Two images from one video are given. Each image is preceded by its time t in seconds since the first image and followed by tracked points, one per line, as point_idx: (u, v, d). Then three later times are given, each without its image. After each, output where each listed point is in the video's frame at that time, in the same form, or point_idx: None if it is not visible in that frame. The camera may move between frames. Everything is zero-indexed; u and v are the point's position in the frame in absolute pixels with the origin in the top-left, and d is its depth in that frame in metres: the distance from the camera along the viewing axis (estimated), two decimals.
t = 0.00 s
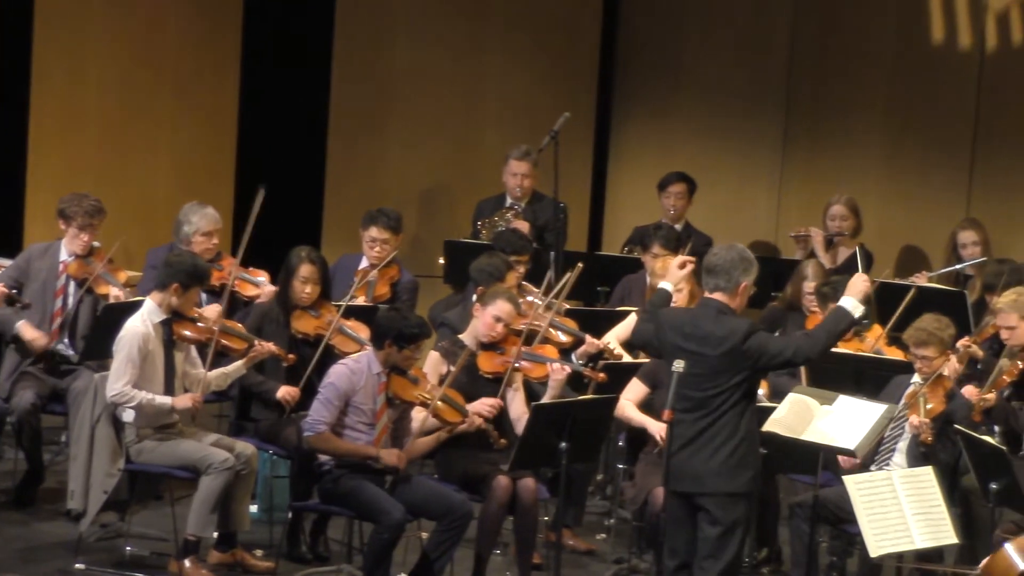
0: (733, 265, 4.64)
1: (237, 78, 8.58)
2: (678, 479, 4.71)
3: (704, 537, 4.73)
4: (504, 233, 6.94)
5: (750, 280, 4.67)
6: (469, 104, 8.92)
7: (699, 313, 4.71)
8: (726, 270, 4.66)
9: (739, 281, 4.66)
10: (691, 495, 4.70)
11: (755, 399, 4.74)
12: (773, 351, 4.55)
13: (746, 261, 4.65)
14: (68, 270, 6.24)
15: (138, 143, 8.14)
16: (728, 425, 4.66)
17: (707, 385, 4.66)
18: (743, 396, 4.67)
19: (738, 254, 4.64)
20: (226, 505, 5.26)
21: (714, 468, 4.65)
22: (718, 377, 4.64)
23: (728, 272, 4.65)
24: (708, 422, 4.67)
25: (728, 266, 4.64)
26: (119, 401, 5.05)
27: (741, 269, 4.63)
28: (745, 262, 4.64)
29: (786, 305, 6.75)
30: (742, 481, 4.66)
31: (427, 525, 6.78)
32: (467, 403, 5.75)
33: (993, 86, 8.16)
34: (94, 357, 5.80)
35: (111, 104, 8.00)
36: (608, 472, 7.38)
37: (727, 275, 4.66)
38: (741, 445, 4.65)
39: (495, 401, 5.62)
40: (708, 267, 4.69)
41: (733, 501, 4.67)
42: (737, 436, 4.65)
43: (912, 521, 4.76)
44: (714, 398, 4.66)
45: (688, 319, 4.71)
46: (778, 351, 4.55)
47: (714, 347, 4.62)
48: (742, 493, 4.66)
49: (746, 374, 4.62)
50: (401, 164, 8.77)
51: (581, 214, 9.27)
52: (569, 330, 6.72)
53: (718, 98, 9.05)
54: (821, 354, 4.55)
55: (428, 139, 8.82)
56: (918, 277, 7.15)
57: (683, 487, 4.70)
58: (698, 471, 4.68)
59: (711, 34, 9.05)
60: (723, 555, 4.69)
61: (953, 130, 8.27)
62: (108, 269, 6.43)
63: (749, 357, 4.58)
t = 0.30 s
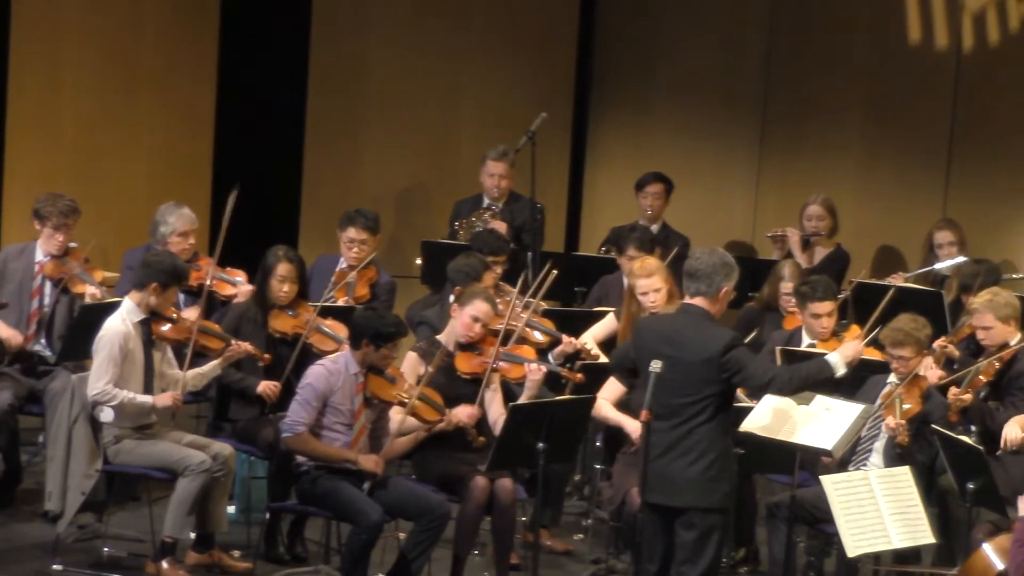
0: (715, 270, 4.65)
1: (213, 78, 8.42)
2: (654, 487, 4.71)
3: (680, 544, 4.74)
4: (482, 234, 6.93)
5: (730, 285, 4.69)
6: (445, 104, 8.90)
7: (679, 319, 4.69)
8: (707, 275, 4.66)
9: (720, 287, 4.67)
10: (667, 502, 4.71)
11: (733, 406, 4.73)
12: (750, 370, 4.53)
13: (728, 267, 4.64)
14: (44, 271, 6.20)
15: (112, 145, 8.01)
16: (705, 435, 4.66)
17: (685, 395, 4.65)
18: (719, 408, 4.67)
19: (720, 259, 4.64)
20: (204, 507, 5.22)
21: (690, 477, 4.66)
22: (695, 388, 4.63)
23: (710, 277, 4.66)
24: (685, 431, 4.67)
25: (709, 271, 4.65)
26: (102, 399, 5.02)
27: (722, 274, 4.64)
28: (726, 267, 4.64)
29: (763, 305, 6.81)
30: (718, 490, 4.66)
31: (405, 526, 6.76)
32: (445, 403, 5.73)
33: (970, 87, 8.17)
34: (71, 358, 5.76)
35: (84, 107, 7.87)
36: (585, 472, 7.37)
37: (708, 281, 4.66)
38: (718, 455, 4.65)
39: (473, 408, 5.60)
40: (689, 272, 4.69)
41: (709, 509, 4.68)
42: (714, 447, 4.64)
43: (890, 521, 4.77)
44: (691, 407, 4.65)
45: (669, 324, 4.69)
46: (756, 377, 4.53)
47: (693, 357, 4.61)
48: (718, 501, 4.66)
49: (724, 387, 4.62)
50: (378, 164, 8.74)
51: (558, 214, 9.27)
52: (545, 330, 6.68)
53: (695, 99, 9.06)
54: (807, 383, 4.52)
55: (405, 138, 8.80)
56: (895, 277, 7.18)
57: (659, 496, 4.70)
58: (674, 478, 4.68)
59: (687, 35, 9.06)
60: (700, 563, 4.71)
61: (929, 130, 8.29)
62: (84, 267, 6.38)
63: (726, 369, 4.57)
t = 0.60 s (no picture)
0: (706, 278, 4.64)
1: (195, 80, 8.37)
2: (640, 490, 4.71)
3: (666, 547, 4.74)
4: (465, 233, 6.93)
5: (721, 293, 4.67)
6: (427, 103, 8.89)
7: (667, 321, 4.68)
8: (698, 281, 4.65)
9: (710, 294, 4.66)
10: (652, 506, 4.70)
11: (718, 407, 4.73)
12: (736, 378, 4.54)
13: (718, 273, 4.65)
14: (26, 270, 6.18)
15: (96, 147, 7.91)
16: (691, 438, 4.65)
17: (671, 400, 4.64)
18: (705, 411, 4.66)
19: (712, 267, 4.65)
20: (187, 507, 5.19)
21: (675, 481, 4.65)
22: (681, 393, 4.62)
23: (700, 283, 4.65)
24: (670, 435, 4.67)
25: (700, 277, 4.64)
26: (87, 398, 5.01)
27: (713, 283, 4.64)
28: (717, 274, 4.64)
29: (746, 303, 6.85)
30: (704, 494, 4.66)
31: (389, 526, 6.75)
32: (428, 404, 5.73)
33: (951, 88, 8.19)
34: (54, 360, 5.73)
35: (66, 108, 7.75)
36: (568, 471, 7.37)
37: (699, 287, 4.65)
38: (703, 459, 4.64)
39: (456, 405, 5.55)
40: (680, 276, 4.69)
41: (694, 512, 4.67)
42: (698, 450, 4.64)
43: (873, 521, 4.79)
44: (676, 412, 4.64)
45: (657, 328, 4.69)
46: (744, 387, 4.55)
47: (680, 363, 4.61)
48: (704, 505, 4.66)
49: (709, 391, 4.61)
50: (360, 163, 8.73)
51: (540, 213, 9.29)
52: (529, 330, 6.67)
53: (677, 99, 9.07)
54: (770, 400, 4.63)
55: (387, 138, 8.80)
56: (877, 277, 7.21)
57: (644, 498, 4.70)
58: (660, 482, 4.68)
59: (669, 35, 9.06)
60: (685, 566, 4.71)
61: (910, 130, 8.32)
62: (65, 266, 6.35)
63: (713, 375, 4.57)
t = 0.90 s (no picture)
0: (696, 274, 4.61)
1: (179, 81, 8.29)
2: (623, 484, 4.71)
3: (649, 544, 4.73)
4: (448, 234, 6.92)
5: (712, 289, 4.64)
6: (409, 102, 8.88)
7: (657, 317, 4.69)
8: (688, 277, 4.62)
9: (700, 290, 4.63)
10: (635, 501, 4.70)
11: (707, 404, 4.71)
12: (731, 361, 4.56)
13: (710, 271, 4.61)
14: (8, 270, 6.17)
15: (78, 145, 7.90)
16: (675, 433, 4.64)
17: (658, 393, 4.64)
18: (693, 406, 4.64)
19: (703, 264, 4.61)
20: (170, 508, 5.19)
21: (659, 476, 4.65)
22: (668, 385, 4.62)
23: (691, 280, 4.62)
24: (656, 430, 4.66)
25: (690, 274, 4.61)
26: (70, 398, 4.98)
27: (703, 279, 4.60)
28: (709, 272, 4.61)
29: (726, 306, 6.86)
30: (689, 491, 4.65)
31: (371, 527, 6.73)
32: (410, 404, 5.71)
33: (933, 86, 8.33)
34: (35, 360, 5.70)
35: (45, 110, 7.76)
36: (551, 472, 7.36)
37: (689, 284, 4.62)
38: (686, 455, 4.62)
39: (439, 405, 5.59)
40: (671, 272, 4.65)
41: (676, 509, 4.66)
42: (681, 446, 4.62)
43: (855, 521, 4.79)
44: (663, 406, 4.64)
45: (646, 324, 4.69)
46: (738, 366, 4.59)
47: (667, 356, 4.60)
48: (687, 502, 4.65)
49: (698, 383, 4.60)
50: (342, 163, 8.71)
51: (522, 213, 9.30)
52: (510, 329, 6.65)
53: (660, 99, 9.09)
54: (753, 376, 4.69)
55: (370, 138, 8.78)
56: (859, 277, 7.23)
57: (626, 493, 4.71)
58: (643, 477, 4.68)
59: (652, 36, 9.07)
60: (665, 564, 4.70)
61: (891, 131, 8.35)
62: (48, 266, 6.35)
63: (700, 366, 4.56)
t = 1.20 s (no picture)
0: (686, 278, 4.59)
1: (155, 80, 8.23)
2: (595, 480, 4.73)
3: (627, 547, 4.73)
4: (425, 235, 6.90)
5: (702, 294, 4.62)
6: (386, 102, 8.86)
7: (644, 319, 4.67)
8: (678, 281, 4.60)
9: (690, 294, 4.61)
10: (607, 498, 4.71)
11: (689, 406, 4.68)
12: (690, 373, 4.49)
13: (700, 275, 4.59)
14: None
15: (57, 145, 7.79)
16: (646, 437, 4.62)
17: (631, 393, 4.64)
18: (666, 410, 4.62)
19: (693, 269, 4.59)
20: (148, 509, 5.17)
21: (626, 474, 4.64)
22: (639, 386, 4.61)
23: (681, 283, 4.60)
24: (627, 429, 4.66)
25: (680, 278, 4.59)
26: (48, 400, 4.94)
27: (693, 284, 4.58)
28: (699, 275, 4.59)
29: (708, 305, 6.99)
30: (655, 492, 4.61)
31: (349, 527, 6.70)
32: (387, 404, 5.69)
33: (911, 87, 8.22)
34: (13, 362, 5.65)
35: (25, 111, 7.62)
36: (528, 472, 7.36)
37: (678, 288, 4.60)
38: (655, 458, 4.60)
39: (418, 410, 5.53)
40: (661, 276, 4.63)
41: (647, 513, 4.63)
42: (650, 450, 4.61)
43: (833, 521, 4.81)
44: (634, 406, 4.64)
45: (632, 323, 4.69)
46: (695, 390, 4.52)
47: (641, 357, 4.60)
48: (653, 502, 4.61)
49: (665, 388, 4.57)
50: (320, 163, 8.68)
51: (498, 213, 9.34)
52: (486, 328, 6.63)
53: (637, 100, 9.09)
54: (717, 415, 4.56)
55: (347, 137, 8.75)
56: (837, 277, 7.26)
57: (600, 496, 4.70)
58: (612, 474, 4.68)
59: (630, 37, 9.08)
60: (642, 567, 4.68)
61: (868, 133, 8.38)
62: (24, 267, 6.35)
63: (667, 370, 4.54)
